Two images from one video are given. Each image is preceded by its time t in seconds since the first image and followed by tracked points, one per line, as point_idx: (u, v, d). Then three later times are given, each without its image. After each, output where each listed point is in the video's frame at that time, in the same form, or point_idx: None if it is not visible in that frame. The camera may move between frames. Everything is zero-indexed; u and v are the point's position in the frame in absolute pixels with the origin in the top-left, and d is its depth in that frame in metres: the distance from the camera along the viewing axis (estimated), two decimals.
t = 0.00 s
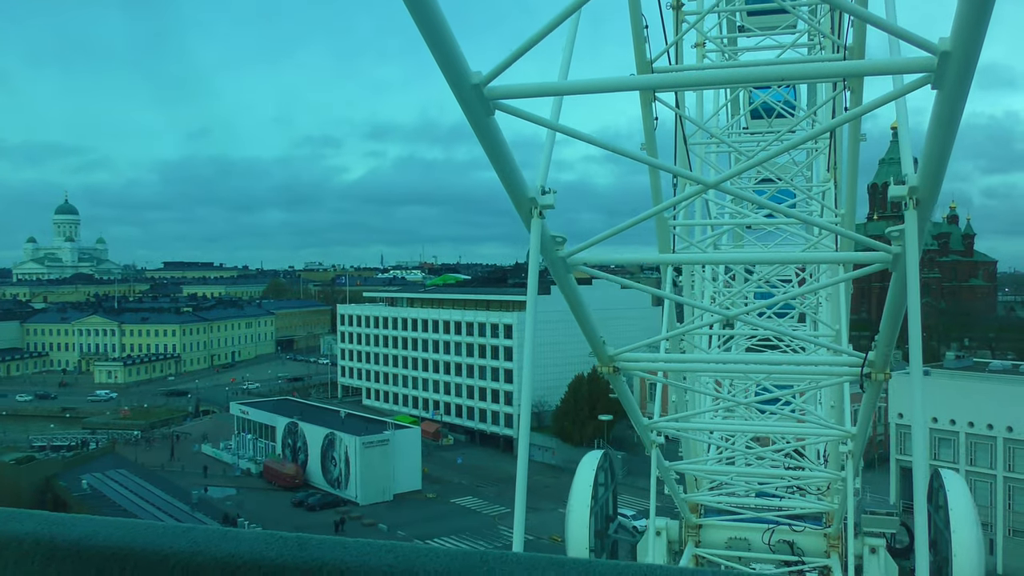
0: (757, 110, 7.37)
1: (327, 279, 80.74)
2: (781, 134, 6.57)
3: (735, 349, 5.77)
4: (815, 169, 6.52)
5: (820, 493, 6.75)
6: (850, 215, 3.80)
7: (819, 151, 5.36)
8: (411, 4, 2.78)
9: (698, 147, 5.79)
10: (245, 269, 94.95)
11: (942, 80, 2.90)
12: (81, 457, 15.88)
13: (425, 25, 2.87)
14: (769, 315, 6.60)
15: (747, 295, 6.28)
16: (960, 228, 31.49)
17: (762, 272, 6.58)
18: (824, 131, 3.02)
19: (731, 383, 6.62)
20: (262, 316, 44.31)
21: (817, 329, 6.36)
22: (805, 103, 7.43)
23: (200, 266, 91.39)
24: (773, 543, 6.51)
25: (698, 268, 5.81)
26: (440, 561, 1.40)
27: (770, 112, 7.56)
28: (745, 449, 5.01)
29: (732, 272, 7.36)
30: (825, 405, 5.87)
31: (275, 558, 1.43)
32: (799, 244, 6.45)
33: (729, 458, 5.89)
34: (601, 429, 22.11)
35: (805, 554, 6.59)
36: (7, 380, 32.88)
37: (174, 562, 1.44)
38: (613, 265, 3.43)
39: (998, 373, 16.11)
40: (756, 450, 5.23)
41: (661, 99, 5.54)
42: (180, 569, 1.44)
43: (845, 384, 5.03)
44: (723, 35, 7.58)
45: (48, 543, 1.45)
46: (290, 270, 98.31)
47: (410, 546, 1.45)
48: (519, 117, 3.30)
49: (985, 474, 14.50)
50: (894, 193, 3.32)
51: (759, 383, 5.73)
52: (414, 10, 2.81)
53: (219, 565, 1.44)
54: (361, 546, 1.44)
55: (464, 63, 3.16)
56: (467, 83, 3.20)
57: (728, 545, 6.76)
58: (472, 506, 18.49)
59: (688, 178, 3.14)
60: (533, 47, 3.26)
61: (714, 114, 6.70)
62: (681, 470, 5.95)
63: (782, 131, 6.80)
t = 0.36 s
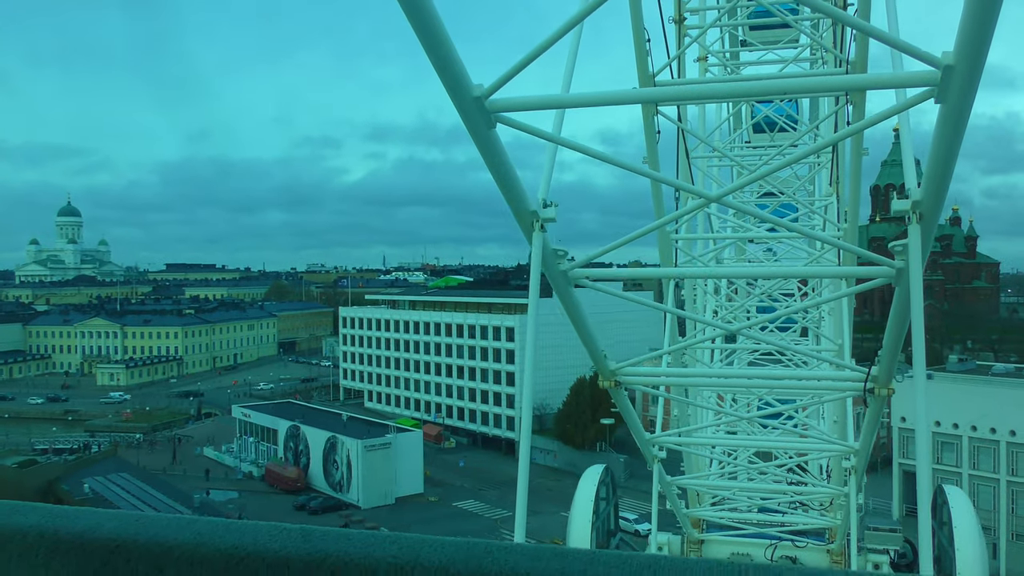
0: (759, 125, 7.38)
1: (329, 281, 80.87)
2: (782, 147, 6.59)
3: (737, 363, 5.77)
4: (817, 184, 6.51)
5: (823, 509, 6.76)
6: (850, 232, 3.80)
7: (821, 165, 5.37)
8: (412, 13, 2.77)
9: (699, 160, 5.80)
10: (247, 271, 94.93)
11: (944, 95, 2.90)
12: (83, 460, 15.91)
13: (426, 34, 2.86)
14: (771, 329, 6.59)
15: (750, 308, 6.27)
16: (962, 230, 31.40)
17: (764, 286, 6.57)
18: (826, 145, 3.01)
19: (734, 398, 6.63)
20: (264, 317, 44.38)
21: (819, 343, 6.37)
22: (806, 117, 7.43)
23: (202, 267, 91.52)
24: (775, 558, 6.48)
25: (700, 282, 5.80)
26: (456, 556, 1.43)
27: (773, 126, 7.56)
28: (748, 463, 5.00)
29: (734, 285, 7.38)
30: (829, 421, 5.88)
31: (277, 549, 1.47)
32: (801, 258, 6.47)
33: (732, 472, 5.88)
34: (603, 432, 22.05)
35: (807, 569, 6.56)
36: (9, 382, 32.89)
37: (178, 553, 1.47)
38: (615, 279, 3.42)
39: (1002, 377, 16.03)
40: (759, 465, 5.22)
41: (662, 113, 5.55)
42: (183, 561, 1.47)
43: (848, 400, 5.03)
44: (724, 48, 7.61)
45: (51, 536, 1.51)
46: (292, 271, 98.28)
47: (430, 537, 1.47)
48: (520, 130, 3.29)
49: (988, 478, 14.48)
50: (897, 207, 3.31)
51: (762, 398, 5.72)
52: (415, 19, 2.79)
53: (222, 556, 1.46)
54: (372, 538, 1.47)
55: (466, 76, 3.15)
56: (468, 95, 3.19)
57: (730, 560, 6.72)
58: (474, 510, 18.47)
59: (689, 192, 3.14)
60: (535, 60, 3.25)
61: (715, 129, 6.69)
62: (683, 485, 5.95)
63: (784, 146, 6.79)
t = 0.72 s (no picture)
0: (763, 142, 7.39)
1: (333, 287, 81.05)
2: (786, 165, 6.59)
3: (738, 382, 5.75)
4: (821, 201, 6.49)
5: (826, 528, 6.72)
6: (854, 251, 3.79)
7: (825, 184, 5.37)
8: (412, 29, 2.77)
9: (703, 178, 5.80)
10: (251, 276, 95.06)
11: (948, 112, 2.88)
12: (86, 467, 15.88)
13: (426, 51, 2.85)
14: (775, 347, 6.57)
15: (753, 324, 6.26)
16: (965, 235, 31.34)
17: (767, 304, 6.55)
18: (829, 163, 3.01)
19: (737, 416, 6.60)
20: (267, 323, 44.43)
21: (823, 361, 6.35)
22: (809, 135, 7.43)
23: (205, 272, 91.69)
24: None
25: (703, 299, 5.78)
26: (460, 548, 1.28)
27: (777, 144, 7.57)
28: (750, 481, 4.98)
29: (737, 302, 7.39)
30: (832, 439, 5.85)
31: (282, 542, 1.32)
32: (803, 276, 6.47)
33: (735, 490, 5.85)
34: (606, 439, 22.14)
35: None
36: (13, 389, 32.94)
37: (182, 547, 1.33)
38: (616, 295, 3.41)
39: (1006, 383, 15.97)
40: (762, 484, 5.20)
41: (665, 131, 5.56)
42: (187, 556, 1.33)
43: (852, 417, 5.00)
44: (729, 66, 7.62)
45: (56, 528, 1.37)
46: (295, 276, 98.40)
47: (437, 529, 1.32)
48: (521, 147, 3.29)
49: (992, 486, 14.43)
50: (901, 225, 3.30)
51: (765, 416, 5.70)
52: (415, 36, 2.79)
53: (226, 550, 1.32)
54: (381, 529, 1.31)
55: (467, 93, 3.14)
56: (469, 112, 3.18)
57: None
58: (475, 517, 18.41)
59: (692, 210, 3.13)
60: (537, 76, 3.23)
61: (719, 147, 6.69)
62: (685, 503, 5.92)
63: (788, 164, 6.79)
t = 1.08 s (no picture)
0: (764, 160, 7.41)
1: (335, 292, 81.20)
2: (787, 183, 6.59)
3: (740, 400, 5.74)
4: (822, 219, 6.49)
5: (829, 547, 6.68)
6: (856, 270, 3.78)
7: (826, 202, 5.37)
8: (413, 46, 2.77)
9: (704, 196, 5.80)
10: (252, 281, 95.08)
11: (949, 131, 2.88)
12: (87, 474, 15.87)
13: (428, 68, 2.85)
14: (778, 366, 6.54)
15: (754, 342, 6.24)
16: (967, 240, 31.27)
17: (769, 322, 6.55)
18: (831, 180, 3.00)
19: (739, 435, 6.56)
20: (269, 329, 44.44)
21: (825, 378, 6.34)
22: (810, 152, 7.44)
23: (207, 276, 91.80)
24: None
25: (705, 318, 5.77)
26: (460, 546, 1.21)
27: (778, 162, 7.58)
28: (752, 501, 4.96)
29: (739, 319, 7.38)
30: (834, 458, 5.82)
31: (285, 539, 1.25)
32: (806, 293, 6.47)
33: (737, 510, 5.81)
34: (607, 445, 21.93)
35: None
36: (15, 395, 32.95)
37: (184, 546, 1.27)
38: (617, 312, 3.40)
39: (1009, 390, 15.92)
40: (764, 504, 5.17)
41: (667, 149, 5.56)
42: (190, 553, 1.27)
43: (855, 436, 4.98)
44: (730, 83, 7.64)
45: (59, 527, 1.30)
46: (296, 281, 98.43)
47: (439, 528, 1.25)
48: (523, 164, 3.29)
49: (995, 493, 14.39)
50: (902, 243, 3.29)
51: (767, 435, 5.68)
52: (416, 53, 2.80)
53: (230, 548, 1.26)
54: (381, 528, 1.25)
55: (468, 110, 3.14)
56: (470, 129, 3.18)
57: None
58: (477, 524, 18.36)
59: (694, 227, 3.13)
60: (538, 94, 3.23)
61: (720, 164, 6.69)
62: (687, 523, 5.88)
63: (788, 181, 6.79)
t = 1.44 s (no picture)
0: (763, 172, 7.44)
1: (334, 291, 81.20)
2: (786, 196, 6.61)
3: (740, 412, 5.76)
4: (821, 232, 6.51)
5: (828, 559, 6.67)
6: (854, 283, 3.78)
7: (826, 214, 5.38)
8: (413, 57, 2.77)
9: (703, 208, 5.81)
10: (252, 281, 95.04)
11: (949, 144, 2.87)
12: (86, 476, 15.87)
13: (427, 80, 2.85)
14: (777, 378, 6.55)
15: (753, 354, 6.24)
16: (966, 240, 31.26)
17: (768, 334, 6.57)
18: (830, 194, 3.01)
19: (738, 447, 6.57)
20: (268, 328, 44.43)
21: (824, 392, 6.36)
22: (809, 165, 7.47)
23: (206, 276, 91.85)
24: None
25: (704, 330, 5.78)
26: (460, 548, 1.16)
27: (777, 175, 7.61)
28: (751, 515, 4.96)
29: (737, 332, 7.41)
30: (833, 471, 5.82)
31: (283, 543, 1.21)
32: (803, 306, 6.49)
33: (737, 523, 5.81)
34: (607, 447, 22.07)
35: None
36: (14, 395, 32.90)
37: (182, 548, 1.22)
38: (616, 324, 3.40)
39: (1009, 391, 15.91)
40: (764, 517, 5.17)
41: (666, 161, 5.57)
42: (188, 558, 1.22)
43: (854, 450, 4.99)
44: (730, 96, 7.68)
45: (57, 530, 1.26)
46: (296, 281, 98.37)
47: (439, 529, 1.21)
48: (522, 177, 3.29)
49: (995, 495, 14.39)
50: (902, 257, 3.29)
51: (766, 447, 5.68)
52: (416, 64, 2.80)
53: (228, 552, 1.21)
54: (382, 529, 1.20)
55: (467, 123, 3.14)
56: (470, 141, 3.18)
57: None
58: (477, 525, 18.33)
59: (693, 239, 3.12)
60: (538, 107, 3.23)
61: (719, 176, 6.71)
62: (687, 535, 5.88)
63: (788, 193, 6.81)
